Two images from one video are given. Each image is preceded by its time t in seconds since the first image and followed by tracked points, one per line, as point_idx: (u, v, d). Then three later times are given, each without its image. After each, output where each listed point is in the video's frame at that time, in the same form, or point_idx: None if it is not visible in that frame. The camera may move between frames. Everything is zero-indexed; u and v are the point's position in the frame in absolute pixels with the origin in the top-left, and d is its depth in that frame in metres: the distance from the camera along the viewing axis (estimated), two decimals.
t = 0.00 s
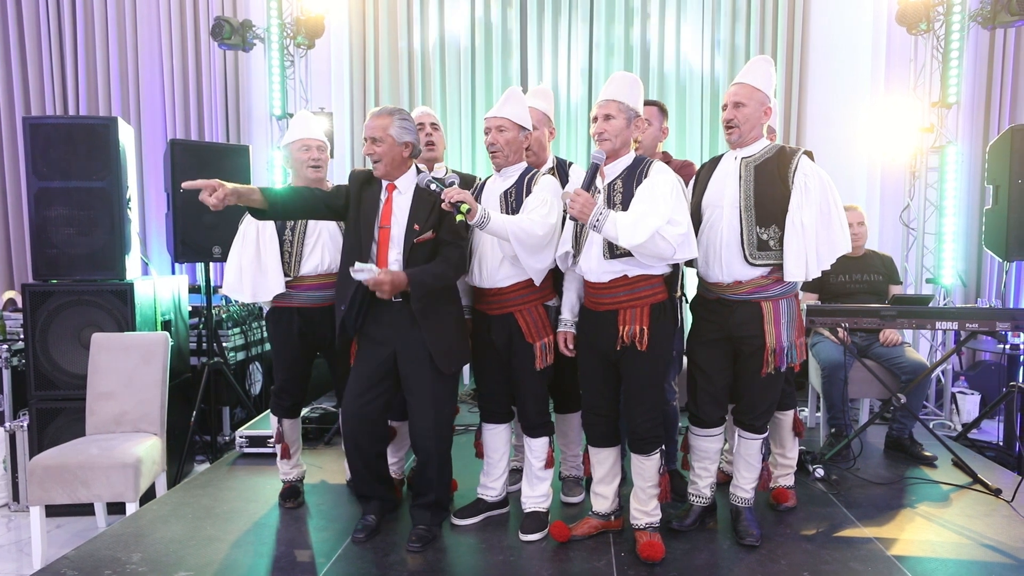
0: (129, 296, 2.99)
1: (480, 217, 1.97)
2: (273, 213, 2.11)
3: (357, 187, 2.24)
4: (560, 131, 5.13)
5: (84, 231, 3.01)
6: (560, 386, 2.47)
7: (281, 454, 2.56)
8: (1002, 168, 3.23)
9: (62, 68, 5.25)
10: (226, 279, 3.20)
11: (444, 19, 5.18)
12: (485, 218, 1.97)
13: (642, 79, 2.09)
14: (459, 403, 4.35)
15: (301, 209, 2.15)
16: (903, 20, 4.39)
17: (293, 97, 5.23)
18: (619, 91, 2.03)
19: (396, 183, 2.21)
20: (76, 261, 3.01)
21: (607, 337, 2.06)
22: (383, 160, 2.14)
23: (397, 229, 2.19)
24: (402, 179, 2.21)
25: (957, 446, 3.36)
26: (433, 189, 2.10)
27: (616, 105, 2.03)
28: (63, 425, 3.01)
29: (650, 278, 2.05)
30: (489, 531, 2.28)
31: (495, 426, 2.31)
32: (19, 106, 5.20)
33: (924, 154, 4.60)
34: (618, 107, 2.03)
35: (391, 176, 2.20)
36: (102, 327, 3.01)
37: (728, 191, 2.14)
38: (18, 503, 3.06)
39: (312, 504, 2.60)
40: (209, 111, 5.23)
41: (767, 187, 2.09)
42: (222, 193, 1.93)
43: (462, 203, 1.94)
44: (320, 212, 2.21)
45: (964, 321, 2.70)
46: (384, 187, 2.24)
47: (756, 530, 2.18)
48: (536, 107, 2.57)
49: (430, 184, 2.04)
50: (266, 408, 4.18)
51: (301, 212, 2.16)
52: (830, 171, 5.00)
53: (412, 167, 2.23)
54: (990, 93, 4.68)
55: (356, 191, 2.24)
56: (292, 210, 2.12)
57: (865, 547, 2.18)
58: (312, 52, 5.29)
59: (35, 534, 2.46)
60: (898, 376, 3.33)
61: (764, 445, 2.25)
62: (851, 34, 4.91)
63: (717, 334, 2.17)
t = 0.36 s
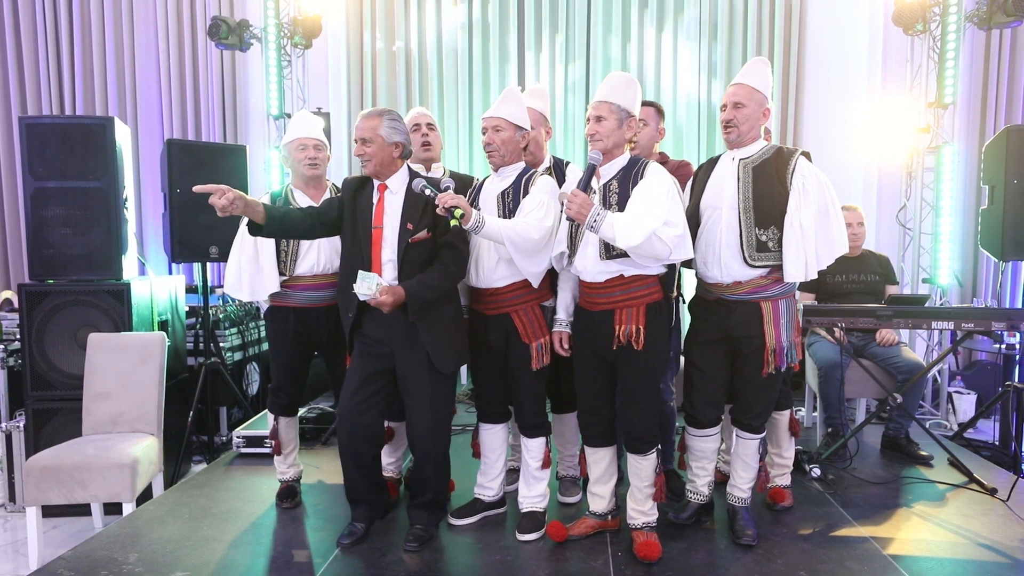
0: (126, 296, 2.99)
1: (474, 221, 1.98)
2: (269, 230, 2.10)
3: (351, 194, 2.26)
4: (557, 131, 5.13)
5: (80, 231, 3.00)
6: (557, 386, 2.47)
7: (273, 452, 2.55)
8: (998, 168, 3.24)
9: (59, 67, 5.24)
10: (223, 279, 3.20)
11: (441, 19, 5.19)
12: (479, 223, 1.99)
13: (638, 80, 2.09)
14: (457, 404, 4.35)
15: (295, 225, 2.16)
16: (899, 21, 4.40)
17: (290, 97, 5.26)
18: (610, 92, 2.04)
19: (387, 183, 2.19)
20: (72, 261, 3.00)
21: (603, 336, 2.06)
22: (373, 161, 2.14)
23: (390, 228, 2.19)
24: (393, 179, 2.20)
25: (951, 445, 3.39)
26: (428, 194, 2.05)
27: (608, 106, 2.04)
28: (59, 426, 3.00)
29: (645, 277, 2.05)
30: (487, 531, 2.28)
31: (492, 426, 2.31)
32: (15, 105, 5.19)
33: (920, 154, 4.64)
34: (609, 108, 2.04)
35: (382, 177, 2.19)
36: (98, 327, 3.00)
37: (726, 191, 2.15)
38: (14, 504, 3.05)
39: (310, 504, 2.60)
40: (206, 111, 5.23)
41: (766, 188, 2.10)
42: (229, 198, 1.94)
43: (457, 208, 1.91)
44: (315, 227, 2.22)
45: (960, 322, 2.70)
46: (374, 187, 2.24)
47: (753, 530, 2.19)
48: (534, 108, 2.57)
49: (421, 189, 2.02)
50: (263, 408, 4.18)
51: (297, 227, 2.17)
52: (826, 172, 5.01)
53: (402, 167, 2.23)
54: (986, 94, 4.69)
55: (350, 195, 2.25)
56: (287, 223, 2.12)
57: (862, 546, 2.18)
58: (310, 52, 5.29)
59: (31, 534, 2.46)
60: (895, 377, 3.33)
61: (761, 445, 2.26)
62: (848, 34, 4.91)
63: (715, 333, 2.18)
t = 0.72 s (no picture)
0: (123, 296, 2.98)
1: (471, 221, 1.97)
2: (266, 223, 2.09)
3: (349, 190, 2.26)
4: (555, 131, 5.13)
5: (77, 231, 3.00)
6: (554, 385, 2.47)
7: (275, 453, 2.56)
8: (995, 168, 3.24)
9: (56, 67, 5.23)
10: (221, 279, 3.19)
11: (439, 19, 5.18)
12: (476, 222, 1.98)
13: (635, 79, 2.08)
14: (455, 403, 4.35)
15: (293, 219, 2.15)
16: (897, 22, 4.41)
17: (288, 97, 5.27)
18: (604, 92, 2.03)
19: (392, 179, 2.21)
20: (69, 261, 3.00)
21: (598, 336, 2.07)
22: (393, 152, 2.17)
23: (391, 224, 2.20)
24: (398, 176, 2.22)
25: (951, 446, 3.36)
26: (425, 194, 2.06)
27: (600, 106, 2.04)
28: (57, 426, 3.00)
29: (639, 278, 2.05)
30: (485, 531, 2.28)
31: (489, 426, 2.31)
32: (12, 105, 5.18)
33: (917, 154, 4.63)
34: (602, 108, 2.04)
35: (389, 172, 2.21)
36: (95, 328, 3.00)
37: (726, 191, 2.15)
38: (10, 505, 3.05)
39: (308, 505, 2.59)
40: (204, 111, 5.22)
41: (765, 188, 2.10)
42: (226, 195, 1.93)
43: (453, 208, 1.93)
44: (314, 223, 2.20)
45: (957, 321, 2.71)
46: (377, 184, 2.25)
47: (750, 530, 2.19)
48: (531, 107, 2.57)
49: (421, 189, 2.03)
50: (261, 408, 4.18)
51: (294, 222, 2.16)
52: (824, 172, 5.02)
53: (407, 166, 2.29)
54: (982, 94, 4.70)
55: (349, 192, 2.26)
56: (284, 217, 2.12)
57: (859, 545, 2.19)
58: (307, 52, 5.28)
59: (28, 535, 2.45)
60: (892, 376, 3.34)
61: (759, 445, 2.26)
62: (846, 34, 4.92)
63: (713, 333, 2.18)
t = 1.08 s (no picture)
0: (121, 296, 2.98)
1: (470, 220, 1.98)
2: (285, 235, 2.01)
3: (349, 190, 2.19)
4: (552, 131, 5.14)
5: (75, 231, 3.00)
6: (552, 386, 2.47)
7: (272, 453, 2.55)
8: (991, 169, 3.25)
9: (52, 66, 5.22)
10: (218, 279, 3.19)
11: (437, 19, 5.19)
12: (475, 222, 1.99)
13: (629, 80, 2.09)
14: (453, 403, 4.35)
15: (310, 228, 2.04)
16: (893, 22, 4.42)
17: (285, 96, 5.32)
18: (599, 92, 2.04)
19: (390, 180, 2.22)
20: (66, 261, 2.99)
21: (594, 336, 2.07)
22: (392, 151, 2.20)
23: (397, 224, 2.22)
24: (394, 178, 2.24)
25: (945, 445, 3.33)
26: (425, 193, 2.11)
27: (596, 107, 2.04)
28: (54, 426, 3.00)
29: (635, 278, 2.05)
30: (483, 531, 2.28)
31: (488, 426, 2.31)
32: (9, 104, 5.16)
33: (914, 155, 4.65)
34: (598, 108, 2.04)
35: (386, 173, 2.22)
36: (93, 328, 2.99)
37: (727, 193, 2.15)
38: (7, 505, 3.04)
39: (306, 505, 2.59)
40: (201, 111, 5.21)
41: (767, 189, 2.11)
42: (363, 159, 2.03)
43: (452, 206, 1.96)
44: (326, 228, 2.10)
45: (953, 321, 2.72)
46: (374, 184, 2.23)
47: (747, 529, 2.19)
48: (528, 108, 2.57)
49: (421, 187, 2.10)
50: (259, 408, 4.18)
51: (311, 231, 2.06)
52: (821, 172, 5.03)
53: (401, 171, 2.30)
54: (979, 94, 4.72)
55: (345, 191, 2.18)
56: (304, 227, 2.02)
57: (856, 544, 2.20)
58: (305, 51, 5.28)
59: (26, 535, 2.45)
60: (889, 376, 3.35)
61: (757, 445, 2.26)
62: (843, 34, 4.93)
63: (712, 334, 2.19)
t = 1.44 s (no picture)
0: (119, 296, 2.98)
1: (472, 221, 1.98)
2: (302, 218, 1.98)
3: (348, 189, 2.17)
4: (551, 131, 5.14)
5: (73, 231, 2.99)
6: (551, 386, 2.47)
7: (270, 454, 2.55)
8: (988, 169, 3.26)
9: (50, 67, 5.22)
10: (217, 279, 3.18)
11: (435, 18, 5.19)
12: (477, 221, 1.98)
13: (626, 80, 2.09)
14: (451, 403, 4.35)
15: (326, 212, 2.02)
16: (891, 23, 4.44)
17: (284, 96, 5.14)
18: (597, 91, 2.04)
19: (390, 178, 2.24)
20: (64, 261, 2.99)
21: (593, 336, 2.08)
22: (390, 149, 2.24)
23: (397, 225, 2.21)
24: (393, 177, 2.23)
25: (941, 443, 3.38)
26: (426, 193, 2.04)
27: (597, 107, 2.04)
28: (52, 426, 2.99)
29: (633, 278, 2.06)
30: (481, 531, 2.29)
31: (486, 425, 2.31)
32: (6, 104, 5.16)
33: (912, 155, 4.67)
34: (598, 108, 2.05)
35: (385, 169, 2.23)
36: (91, 327, 2.99)
37: (728, 192, 2.15)
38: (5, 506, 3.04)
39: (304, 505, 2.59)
40: (198, 111, 5.20)
41: (769, 189, 2.11)
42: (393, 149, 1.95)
43: (455, 208, 1.93)
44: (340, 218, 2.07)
45: (951, 321, 2.72)
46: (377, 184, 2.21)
47: (745, 528, 2.20)
48: (526, 108, 2.54)
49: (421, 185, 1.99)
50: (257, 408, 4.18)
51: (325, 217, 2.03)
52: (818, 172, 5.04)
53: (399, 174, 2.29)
54: (976, 93, 4.73)
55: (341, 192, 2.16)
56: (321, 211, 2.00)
57: (854, 544, 2.20)
58: (303, 51, 5.28)
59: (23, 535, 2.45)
60: (887, 376, 3.36)
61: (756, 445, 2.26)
62: (840, 35, 4.94)
63: (711, 335, 2.19)
